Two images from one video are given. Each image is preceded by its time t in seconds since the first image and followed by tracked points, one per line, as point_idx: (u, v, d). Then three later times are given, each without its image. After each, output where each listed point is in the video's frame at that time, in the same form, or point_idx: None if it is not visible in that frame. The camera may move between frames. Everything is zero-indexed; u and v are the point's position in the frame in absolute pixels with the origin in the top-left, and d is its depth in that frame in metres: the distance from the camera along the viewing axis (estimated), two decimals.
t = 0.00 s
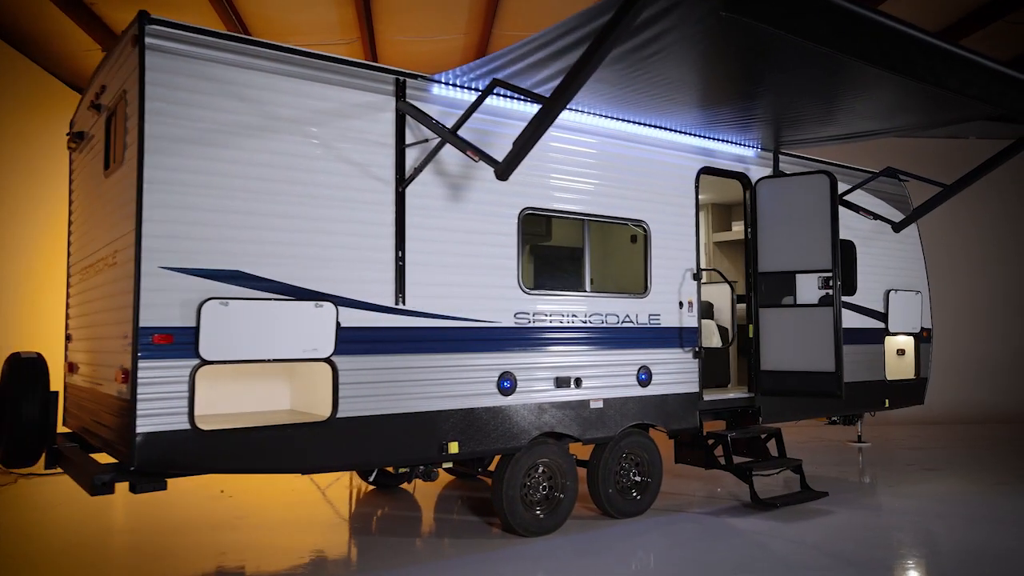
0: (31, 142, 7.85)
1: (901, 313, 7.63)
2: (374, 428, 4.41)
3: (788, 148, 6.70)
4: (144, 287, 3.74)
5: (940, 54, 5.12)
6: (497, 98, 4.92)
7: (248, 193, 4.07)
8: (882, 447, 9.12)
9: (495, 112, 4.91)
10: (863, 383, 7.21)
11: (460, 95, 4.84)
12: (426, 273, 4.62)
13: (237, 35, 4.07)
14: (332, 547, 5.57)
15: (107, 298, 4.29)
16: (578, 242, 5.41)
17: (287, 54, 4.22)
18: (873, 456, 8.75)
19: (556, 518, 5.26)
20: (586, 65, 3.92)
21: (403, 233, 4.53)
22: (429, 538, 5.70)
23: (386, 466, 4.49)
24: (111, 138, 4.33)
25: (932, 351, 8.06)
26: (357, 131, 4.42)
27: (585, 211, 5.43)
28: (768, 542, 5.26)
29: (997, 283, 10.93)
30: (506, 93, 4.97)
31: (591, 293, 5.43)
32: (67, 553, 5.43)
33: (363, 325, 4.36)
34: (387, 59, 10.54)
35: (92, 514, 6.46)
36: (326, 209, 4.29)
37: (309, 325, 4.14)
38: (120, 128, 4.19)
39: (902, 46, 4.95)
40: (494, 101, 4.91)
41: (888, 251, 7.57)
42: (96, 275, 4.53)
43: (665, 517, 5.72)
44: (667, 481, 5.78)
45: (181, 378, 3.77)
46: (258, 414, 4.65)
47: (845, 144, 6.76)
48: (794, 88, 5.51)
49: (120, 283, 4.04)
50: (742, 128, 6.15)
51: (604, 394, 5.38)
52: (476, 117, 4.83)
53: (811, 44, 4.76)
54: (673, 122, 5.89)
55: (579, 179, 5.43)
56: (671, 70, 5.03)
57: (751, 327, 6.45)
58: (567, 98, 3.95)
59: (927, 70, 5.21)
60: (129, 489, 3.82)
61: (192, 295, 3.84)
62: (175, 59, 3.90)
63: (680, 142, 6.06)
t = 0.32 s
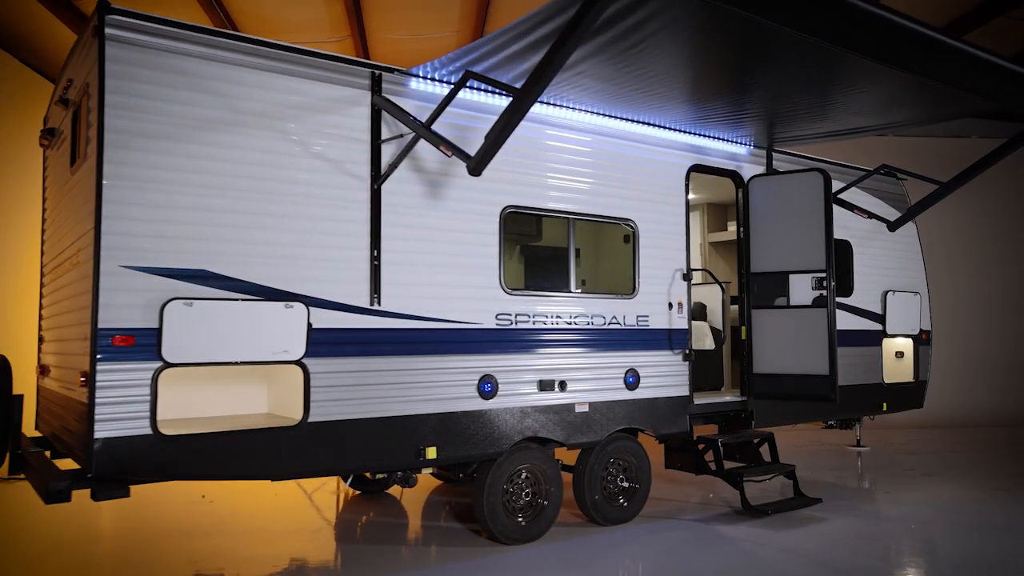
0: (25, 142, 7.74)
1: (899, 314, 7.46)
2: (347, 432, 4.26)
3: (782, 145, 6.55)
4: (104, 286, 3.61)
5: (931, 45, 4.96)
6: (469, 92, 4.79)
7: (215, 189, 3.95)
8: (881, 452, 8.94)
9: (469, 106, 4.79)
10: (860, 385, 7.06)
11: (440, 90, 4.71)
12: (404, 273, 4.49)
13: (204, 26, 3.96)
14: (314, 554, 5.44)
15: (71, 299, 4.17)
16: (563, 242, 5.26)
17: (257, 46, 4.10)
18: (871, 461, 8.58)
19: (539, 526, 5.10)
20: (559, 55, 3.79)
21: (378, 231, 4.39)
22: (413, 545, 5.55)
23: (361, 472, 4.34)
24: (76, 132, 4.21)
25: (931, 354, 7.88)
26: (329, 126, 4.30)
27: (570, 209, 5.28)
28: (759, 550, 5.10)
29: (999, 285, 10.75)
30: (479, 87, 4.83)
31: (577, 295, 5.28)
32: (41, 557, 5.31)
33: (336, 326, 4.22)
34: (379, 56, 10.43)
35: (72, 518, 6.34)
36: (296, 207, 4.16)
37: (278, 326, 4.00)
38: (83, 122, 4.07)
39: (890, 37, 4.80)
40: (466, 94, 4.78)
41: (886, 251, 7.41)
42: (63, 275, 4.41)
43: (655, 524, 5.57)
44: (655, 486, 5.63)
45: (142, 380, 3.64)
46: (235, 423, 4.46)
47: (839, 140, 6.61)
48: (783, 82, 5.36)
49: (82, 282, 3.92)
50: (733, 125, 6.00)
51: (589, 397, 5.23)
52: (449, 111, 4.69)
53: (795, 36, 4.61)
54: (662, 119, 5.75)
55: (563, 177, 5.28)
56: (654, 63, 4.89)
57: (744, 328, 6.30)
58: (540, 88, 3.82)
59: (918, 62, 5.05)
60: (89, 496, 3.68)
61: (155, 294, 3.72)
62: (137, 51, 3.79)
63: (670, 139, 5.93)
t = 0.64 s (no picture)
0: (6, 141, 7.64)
1: (897, 318, 7.28)
2: (315, 440, 4.11)
3: (774, 144, 6.38)
4: (56, 289, 3.47)
5: (919, 36, 4.80)
6: (437, 86, 4.62)
7: (176, 188, 3.80)
8: (880, 459, 8.75)
9: (439, 102, 4.62)
10: (854, 392, 6.90)
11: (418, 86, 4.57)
12: (377, 275, 4.34)
13: (165, 18, 3.81)
14: (291, 563, 5.29)
15: (28, 302, 4.02)
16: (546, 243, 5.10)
17: (222, 40, 3.96)
18: (870, 468, 8.38)
19: (520, 537, 4.93)
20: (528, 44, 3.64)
21: (349, 232, 4.24)
22: (392, 557, 5.39)
23: (330, 482, 4.19)
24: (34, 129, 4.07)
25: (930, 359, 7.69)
26: (297, 123, 4.14)
27: (553, 209, 5.12)
28: (749, 563, 4.92)
29: (1000, 290, 10.56)
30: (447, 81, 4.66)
31: (560, 298, 5.12)
32: (9, 565, 5.17)
33: (304, 330, 4.07)
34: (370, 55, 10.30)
35: (47, 527, 6.19)
36: (263, 207, 4.01)
37: (242, 330, 3.86)
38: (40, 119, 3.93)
39: (876, 28, 4.62)
40: (433, 88, 4.61)
41: (883, 253, 7.24)
42: (23, 277, 4.26)
43: (641, 535, 5.40)
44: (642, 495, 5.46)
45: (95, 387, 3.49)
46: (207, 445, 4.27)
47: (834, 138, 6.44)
48: (770, 77, 5.21)
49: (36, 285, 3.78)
50: (724, 123, 5.85)
51: (573, 403, 5.07)
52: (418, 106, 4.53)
53: (777, 27, 4.46)
54: (649, 117, 5.60)
55: (546, 175, 5.13)
56: (635, 57, 4.74)
57: (735, 332, 6.13)
58: (507, 78, 3.68)
59: (907, 55, 4.88)
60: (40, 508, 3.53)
61: (110, 297, 3.57)
62: (93, 44, 3.65)
63: (658, 137, 5.78)
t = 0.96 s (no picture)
0: None
1: (893, 324, 7.10)
2: (281, 451, 3.96)
3: (766, 145, 6.23)
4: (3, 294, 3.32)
5: (910, 31, 4.64)
6: (401, 83, 4.45)
7: (133, 189, 3.65)
8: (879, 468, 8.56)
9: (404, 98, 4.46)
10: (849, 399, 6.72)
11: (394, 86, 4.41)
12: (347, 279, 4.18)
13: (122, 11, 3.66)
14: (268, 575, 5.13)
15: None
16: (526, 247, 4.94)
17: (183, 35, 3.81)
18: (868, 478, 8.19)
19: (499, 551, 4.73)
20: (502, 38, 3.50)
21: (317, 235, 4.09)
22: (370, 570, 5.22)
23: (297, 495, 4.03)
24: None
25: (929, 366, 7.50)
26: (262, 122, 3.99)
27: (534, 211, 4.97)
28: None
29: (1002, 295, 10.36)
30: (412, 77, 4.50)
31: (540, 302, 4.95)
32: None
33: (269, 337, 3.91)
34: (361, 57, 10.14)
35: (21, 538, 6.03)
36: (226, 208, 3.86)
37: (201, 337, 3.71)
38: None
39: (867, 24, 4.47)
40: (396, 85, 4.44)
41: (879, 258, 7.07)
42: None
43: (626, 548, 5.22)
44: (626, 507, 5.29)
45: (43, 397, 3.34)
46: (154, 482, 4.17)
47: (826, 139, 6.29)
48: (758, 75, 5.05)
49: None
50: (713, 123, 5.70)
51: (555, 412, 4.91)
52: (386, 105, 4.39)
53: (761, 22, 4.31)
54: (635, 116, 5.46)
55: (527, 177, 4.98)
56: (621, 55, 4.61)
57: (725, 337, 5.97)
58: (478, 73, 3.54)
59: (899, 51, 4.72)
60: None
61: (61, 303, 3.42)
62: (45, 38, 3.50)
63: (644, 138, 5.63)
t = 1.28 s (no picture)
0: None
1: (889, 331, 6.94)
2: (246, 462, 3.82)
3: (757, 148, 6.09)
4: None
5: (901, 28, 4.49)
6: (365, 80, 4.25)
7: (90, 191, 3.52)
8: (877, 478, 8.38)
9: (370, 97, 4.27)
10: (843, 408, 6.57)
11: (370, 86, 4.27)
12: (317, 285, 4.04)
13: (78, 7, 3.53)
14: None
15: None
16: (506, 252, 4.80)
17: (144, 32, 3.67)
18: (866, 488, 8.02)
19: (476, 566, 4.57)
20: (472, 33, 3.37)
21: (285, 239, 3.95)
22: None
23: (262, 508, 3.89)
24: None
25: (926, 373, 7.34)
26: (227, 122, 3.85)
27: (514, 215, 4.84)
28: None
29: (1003, 302, 10.19)
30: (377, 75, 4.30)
31: (520, 309, 4.81)
32: None
33: (233, 344, 3.77)
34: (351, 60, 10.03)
35: None
36: (188, 211, 3.72)
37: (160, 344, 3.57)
38: None
39: (857, 21, 4.34)
40: (360, 83, 4.24)
41: (874, 263, 6.91)
42: None
43: (611, 562, 5.07)
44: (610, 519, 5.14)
45: None
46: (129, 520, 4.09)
47: (819, 141, 6.15)
48: (745, 74, 4.92)
49: None
50: (701, 125, 5.56)
51: (535, 421, 4.76)
52: (351, 103, 4.21)
53: (743, 17, 4.18)
54: (622, 118, 5.33)
55: (508, 180, 4.85)
56: (604, 54, 4.49)
57: (714, 345, 5.82)
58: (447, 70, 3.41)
59: (889, 49, 4.57)
60: None
61: (11, 309, 3.30)
62: None
63: (631, 141, 5.50)
